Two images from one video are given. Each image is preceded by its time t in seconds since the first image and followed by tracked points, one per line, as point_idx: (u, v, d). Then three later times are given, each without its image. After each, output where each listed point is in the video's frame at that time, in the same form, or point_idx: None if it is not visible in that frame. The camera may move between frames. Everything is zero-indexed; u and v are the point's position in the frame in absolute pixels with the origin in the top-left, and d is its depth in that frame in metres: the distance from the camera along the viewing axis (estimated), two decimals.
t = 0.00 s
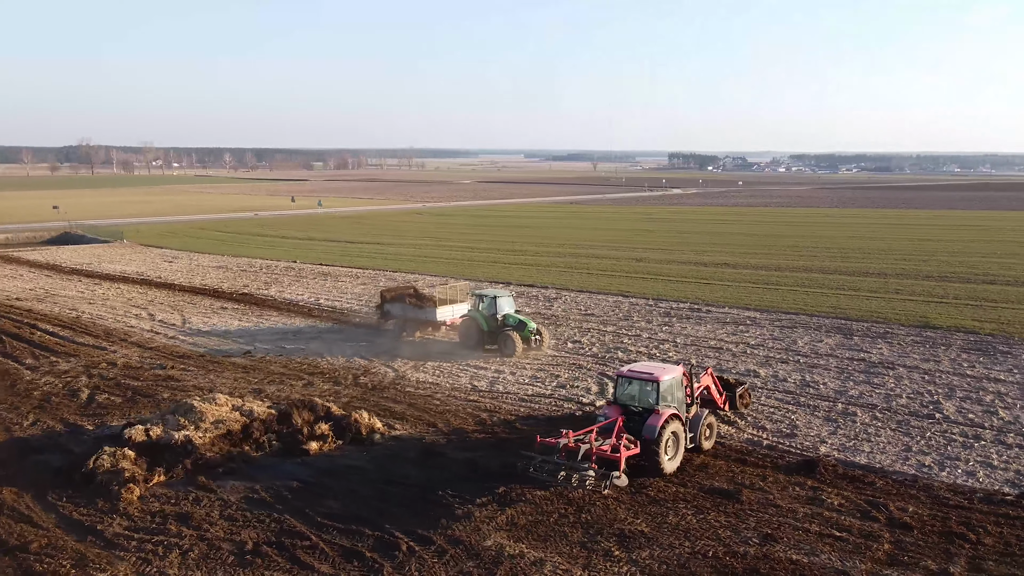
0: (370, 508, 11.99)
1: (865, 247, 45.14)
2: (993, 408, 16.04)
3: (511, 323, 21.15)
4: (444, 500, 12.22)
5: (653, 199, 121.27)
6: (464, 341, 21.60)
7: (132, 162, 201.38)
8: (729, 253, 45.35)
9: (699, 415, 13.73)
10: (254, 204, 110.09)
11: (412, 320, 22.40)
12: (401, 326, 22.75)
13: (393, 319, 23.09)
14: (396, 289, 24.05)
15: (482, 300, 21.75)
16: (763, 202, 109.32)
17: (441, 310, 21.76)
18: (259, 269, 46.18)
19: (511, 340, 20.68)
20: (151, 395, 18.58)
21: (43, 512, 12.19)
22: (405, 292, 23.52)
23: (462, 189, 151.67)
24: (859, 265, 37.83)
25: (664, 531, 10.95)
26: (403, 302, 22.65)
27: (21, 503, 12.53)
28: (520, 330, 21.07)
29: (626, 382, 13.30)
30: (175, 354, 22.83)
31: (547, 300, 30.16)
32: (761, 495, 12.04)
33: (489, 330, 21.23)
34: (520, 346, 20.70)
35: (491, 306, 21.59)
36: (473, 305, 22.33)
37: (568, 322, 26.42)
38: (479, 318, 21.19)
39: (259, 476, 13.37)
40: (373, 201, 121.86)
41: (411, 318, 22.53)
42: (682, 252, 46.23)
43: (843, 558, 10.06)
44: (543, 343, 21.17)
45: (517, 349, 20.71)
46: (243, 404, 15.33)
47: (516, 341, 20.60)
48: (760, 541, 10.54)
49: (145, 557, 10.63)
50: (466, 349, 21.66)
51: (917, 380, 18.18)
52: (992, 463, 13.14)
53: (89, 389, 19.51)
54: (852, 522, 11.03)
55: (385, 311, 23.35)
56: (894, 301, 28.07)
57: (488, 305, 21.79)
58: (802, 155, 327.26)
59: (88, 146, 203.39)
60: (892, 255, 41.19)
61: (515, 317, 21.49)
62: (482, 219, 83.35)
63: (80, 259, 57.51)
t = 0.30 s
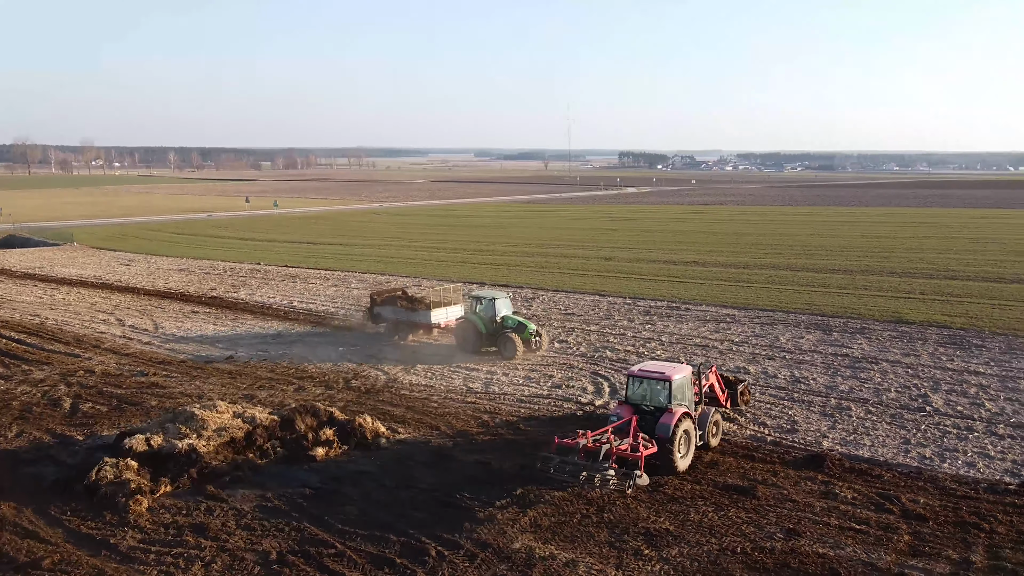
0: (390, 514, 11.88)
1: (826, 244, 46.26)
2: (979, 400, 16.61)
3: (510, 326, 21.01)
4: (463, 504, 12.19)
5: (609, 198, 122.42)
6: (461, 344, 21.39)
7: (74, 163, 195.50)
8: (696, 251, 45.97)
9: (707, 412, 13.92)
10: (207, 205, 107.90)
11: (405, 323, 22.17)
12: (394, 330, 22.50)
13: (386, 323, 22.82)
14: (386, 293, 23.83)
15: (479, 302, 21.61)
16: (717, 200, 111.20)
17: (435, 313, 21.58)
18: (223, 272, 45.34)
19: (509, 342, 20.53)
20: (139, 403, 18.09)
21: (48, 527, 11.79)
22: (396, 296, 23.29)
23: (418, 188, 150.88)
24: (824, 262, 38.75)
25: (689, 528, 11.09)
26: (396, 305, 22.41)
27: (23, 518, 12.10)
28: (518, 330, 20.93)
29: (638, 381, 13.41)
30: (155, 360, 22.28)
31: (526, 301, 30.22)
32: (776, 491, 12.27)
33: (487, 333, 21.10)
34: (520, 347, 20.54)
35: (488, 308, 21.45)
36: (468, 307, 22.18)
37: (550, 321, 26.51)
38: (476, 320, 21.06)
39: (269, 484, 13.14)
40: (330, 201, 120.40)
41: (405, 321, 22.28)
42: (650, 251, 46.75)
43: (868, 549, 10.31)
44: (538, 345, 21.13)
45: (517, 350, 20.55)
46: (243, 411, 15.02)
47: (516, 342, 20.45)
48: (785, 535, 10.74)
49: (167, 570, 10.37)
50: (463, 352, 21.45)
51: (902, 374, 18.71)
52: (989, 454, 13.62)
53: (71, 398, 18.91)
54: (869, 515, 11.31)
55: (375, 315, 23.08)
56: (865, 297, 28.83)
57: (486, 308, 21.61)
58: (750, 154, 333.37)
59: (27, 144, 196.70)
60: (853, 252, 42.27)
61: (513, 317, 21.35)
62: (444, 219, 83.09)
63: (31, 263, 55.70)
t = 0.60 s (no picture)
0: (406, 519, 11.78)
1: (785, 242, 47.29)
2: (959, 393, 17.20)
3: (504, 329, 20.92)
4: (478, 507, 12.16)
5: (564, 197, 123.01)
6: (454, 347, 21.22)
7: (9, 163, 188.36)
8: (659, 250, 46.51)
9: (709, 411, 14.13)
10: (154, 206, 105.12)
11: (395, 327, 21.93)
12: (383, 334, 22.24)
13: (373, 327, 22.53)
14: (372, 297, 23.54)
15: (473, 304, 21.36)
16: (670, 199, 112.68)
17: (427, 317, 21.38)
18: (182, 275, 44.24)
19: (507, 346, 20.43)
20: (123, 412, 17.56)
21: (50, 544, 11.39)
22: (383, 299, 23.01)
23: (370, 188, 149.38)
24: (785, 260, 39.61)
25: (707, 525, 11.24)
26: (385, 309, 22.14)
27: (21, 535, 11.66)
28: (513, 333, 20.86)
29: (644, 381, 13.55)
30: (130, 368, 21.65)
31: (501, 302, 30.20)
32: (785, 487, 12.52)
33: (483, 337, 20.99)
34: (517, 350, 20.45)
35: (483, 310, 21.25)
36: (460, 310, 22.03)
37: (529, 322, 26.53)
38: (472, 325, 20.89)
39: (275, 493, 12.90)
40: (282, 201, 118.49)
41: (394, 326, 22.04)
42: (614, 250, 47.14)
43: (883, 542, 10.60)
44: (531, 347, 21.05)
45: (514, 354, 20.47)
46: (240, 418, 14.69)
47: (513, 346, 20.38)
48: (802, 530, 10.97)
49: None
50: (457, 355, 21.27)
51: (881, 369, 19.26)
52: (979, 445, 14.12)
53: (47, 408, 18.26)
54: (878, 508, 11.63)
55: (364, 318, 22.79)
56: (832, 294, 29.57)
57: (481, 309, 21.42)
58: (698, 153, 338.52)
59: None
60: (813, 249, 43.28)
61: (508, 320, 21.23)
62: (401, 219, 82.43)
63: None
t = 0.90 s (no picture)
0: (420, 522, 11.70)
1: (744, 240, 48.18)
2: (937, 385, 17.80)
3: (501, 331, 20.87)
4: (490, 508, 12.13)
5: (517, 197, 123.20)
6: (447, 349, 21.02)
7: None
8: (622, 249, 46.96)
9: (708, 407, 14.36)
10: (96, 207, 101.89)
11: (383, 331, 21.64)
12: (371, 338, 21.92)
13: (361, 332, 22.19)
14: (357, 300, 23.21)
15: (466, 306, 21.19)
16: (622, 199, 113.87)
17: (418, 319, 21.15)
18: (137, 279, 43.00)
19: (505, 348, 20.33)
20: (103, 421, 17.02)
21: (52, 558, 10.98)
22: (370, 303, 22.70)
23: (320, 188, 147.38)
24: (747, 257, 40.39)
25: (722, 520, 11.42)
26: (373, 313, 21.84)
27: (18, 550, 11.21)
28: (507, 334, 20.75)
29: (647, 380, 13.70)
30: (102, 375, 20.97)
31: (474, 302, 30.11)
32: (789, 480, 12.80)
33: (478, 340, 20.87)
34: (513, 351, 20.33)
35: (477, 312, 21.12)
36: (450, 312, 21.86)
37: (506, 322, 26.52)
38: (467, 328, 20.74)
39: (279, 499, 12.67)
40: (230, 202, 116.12)
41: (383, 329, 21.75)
42: (577, 249, 47.44)
43: (893, 530, 10.92)
44: (525, 348, 20.98)
45: (511, 355, 20.34)
46: (236, 424, 14.36)
47: (510, 348, 20.27)
48: (814, 522, 11.24)
49: None
50: (450, 357, 21.08)
51: (859, 363, 19.81)
52: (965, 435, 14.64)
53: (21, 417, 17.57)
54: (882, 498, 11.98)
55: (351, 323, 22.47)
56: (798, 291, 30.27)
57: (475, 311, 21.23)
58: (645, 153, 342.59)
59: None
60: (772, 247, 44.23)
61: (502, 321, 21.15)
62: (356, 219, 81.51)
63: None
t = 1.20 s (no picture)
0: (434, 524, 11.64)
1: (704, 238, 49.03)
2: (914, 377, 18.41)
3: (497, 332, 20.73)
4: (501, 507, 12.15)
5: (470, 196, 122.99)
6: (441, 350, 20.87)
7: None
8: (585, 248, 47.33)
9: (705, 403, 14.61)
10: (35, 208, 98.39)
11: (373, 333, 21.41)
12: (360, 340, 21.67)
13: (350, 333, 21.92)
14: (343, 301, 22.94)
15: (460, 306, 21.07)
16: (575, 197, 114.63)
17: (410, 321, 20.97)
18: (91, 282, 41.71)
19: (501, 348, 20.21)
20: (83, 430, 16.50)
21: (56, 573, 10.63)
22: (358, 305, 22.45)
23: (269, 188, 144.79)
24: (710, 255, 41.13)
25: (732, 512, 11.65)
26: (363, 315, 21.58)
27: (18, 565, 10.81)
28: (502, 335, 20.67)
29: (648, 376, 13.87)
30: (74, 382, 20.32)
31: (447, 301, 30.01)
32: (789, 472, 13.11)
33: (473, 341, 20.76)
34: (510, 352, 20.26)
35: (471, 313, 21.01)
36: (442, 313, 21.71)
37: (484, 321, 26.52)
38: (461, 329, 20.63)
39: (284, 504, 12.46)
40: (177, 203, 113.34)
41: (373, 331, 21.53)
42: (541, 248, 47.66)
43: (898, 518, 11.27)
44: (522, 350, 20.88)
45: (507, 356, 20.26)
46: (231, 429, 14.06)
47: (506, 348, 20.18)
48: (821, 512, 11.53)
49: None
50: (443, 359, 20.94)
51: (836, 357, 20.36)
52: (948, 424, 15.20)
53: None
54: (881, 486, 12.35)
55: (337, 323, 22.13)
56: (765, 287, 30.95)
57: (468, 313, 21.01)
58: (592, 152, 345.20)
59: None
60: (733, 245, 45.10)
61: (498, 321, 21.03)
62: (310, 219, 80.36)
63: None
